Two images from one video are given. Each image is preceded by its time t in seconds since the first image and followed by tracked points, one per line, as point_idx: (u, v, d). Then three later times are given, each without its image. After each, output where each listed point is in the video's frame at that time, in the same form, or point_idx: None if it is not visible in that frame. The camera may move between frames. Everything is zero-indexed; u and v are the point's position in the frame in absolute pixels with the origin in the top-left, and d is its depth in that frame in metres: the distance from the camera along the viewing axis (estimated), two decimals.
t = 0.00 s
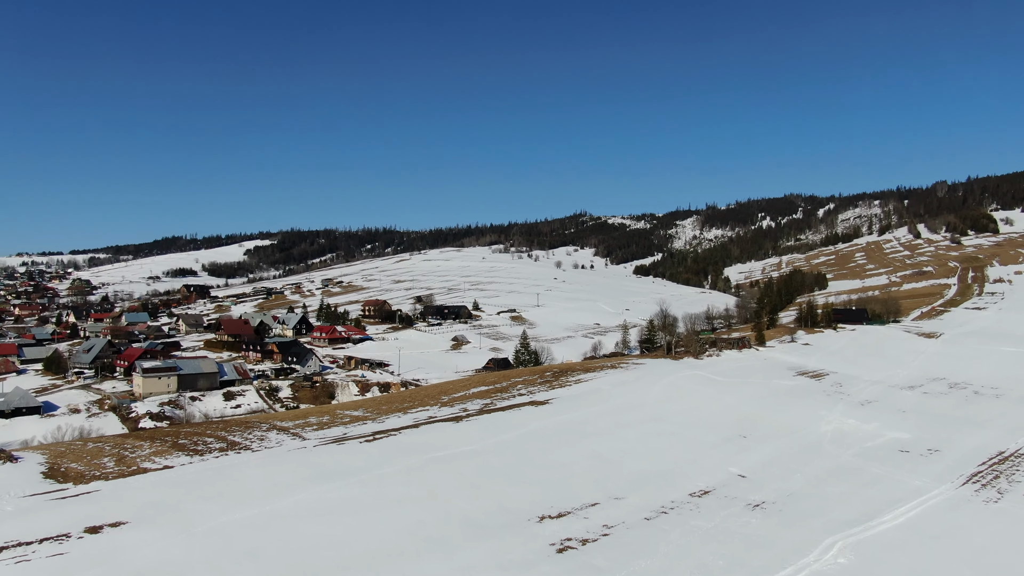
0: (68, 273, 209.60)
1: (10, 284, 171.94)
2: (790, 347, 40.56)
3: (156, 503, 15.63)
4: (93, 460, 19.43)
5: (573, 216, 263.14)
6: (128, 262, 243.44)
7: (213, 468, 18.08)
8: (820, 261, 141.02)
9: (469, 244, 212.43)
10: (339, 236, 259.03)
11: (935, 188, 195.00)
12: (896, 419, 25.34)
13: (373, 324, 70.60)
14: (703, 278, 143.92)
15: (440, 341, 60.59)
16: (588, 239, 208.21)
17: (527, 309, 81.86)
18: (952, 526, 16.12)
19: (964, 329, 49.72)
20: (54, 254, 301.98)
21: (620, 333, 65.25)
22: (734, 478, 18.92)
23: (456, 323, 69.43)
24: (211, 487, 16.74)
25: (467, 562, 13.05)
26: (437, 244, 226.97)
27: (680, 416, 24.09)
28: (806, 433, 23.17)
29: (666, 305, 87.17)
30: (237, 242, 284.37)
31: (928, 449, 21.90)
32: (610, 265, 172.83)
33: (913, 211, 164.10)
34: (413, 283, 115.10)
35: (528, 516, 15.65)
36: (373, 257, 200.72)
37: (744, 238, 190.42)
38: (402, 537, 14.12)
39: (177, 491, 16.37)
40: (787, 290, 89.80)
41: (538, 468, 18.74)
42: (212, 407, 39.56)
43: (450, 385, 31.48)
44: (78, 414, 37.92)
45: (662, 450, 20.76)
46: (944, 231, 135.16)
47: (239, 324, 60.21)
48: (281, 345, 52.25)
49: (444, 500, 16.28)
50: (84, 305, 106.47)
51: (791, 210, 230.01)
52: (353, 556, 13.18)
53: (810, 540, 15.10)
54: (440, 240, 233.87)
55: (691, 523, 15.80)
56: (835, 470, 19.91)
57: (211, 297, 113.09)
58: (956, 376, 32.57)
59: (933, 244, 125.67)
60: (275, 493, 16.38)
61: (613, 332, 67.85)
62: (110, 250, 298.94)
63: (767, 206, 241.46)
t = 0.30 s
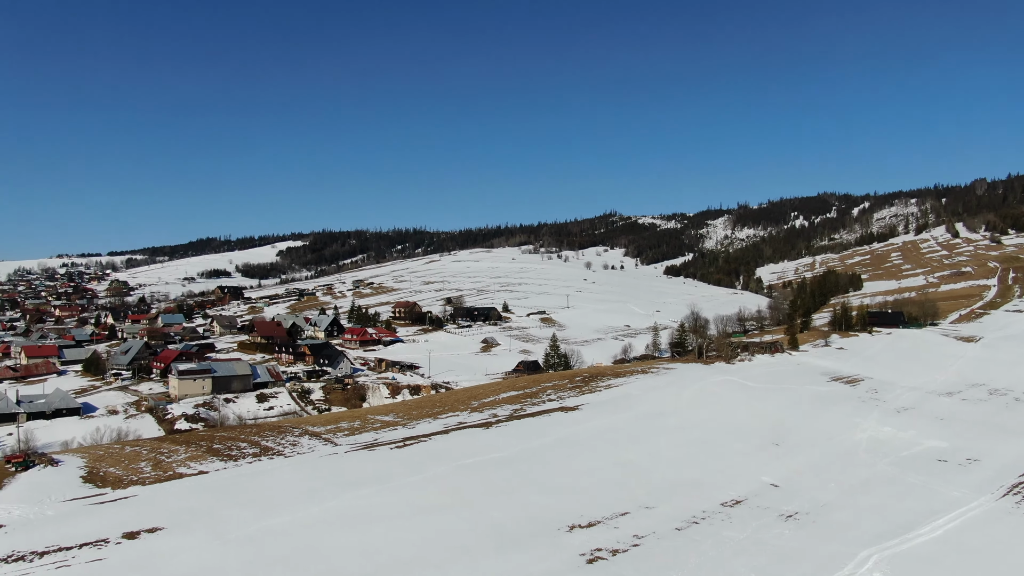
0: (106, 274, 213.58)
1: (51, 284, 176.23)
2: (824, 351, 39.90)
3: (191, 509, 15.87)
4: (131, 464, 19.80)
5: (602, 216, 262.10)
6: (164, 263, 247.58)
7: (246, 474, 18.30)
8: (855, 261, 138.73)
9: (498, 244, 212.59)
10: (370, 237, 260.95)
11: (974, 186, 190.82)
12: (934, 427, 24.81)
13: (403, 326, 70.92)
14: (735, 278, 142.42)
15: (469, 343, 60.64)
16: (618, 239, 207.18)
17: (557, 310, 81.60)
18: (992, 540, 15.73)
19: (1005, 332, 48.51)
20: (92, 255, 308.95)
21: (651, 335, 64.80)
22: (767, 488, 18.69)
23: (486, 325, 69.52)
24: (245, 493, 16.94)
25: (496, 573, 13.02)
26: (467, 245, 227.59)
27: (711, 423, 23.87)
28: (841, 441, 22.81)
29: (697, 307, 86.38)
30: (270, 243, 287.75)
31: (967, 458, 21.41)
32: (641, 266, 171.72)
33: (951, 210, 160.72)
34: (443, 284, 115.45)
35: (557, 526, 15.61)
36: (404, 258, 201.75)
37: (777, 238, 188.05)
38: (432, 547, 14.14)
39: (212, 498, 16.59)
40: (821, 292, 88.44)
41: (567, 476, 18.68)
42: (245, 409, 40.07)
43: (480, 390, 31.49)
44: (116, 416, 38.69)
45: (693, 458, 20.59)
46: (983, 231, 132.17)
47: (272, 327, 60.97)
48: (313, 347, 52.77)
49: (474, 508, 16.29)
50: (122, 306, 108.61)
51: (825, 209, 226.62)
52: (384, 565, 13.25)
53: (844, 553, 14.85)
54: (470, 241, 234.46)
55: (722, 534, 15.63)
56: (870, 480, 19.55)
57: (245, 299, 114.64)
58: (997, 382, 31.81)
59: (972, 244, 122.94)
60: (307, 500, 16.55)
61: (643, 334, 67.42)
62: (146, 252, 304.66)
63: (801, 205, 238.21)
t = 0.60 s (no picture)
0: (144, 276, 217.43)
1: (91, 286, 179.70)
2: (860, 355, 39.26)
3: (226, 515, 16.12)
4: (168, 469, 20.14)
5: (634, 216, 260.74)
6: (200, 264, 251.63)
7: (280, 480, 18.52)
8: (892, 261, 136.32)
9: (529, 245, 212.39)
10: (402, 237, 262.46)
11: (1017, 183, 186.39)
12: (975, 436, 24.24)
13: (435, 328, 71.15)
14: (769, 279, 140.86)
15: (500, 345, 60.66)
16: (650, 239, 205.96)
17: (588, 312, 81.31)
18: None
19: None
20: (130, 256, 314.85)
21: (683, 338, 64.33)
22: (801, 498, 18.45)
23: (517, 327, 69.53)
24: (279, 500, 17.15)
25: None
26: (498, 246, 228.03)
27: (744, 430, 23.62)
28: (877, 450, 22.41)
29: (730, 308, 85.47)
30: (303, 244, 290.82)
31: (1009, 469, 20.91)
32: (672, 266, 170.56)
33: (992, 208, 157.27)
34: (474, 286, 115.77)
35: (589, 535, 15.56)
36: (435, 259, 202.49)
37: (812, 237, 185.51)
38: (464, 555, 14.19)
39: (247, 503, 16.83)
40: (857, 293, 87.03)
41: (599, 485, 18.61)
42: (279, 411, 40.53)
43: (511, 394, 31.49)
44: (154, 417, 39.38)
45: (726, 467, 20.39)
46: None
47: (306, 328, 61.82)
48: (345, 349, 53.22)
49: (506, 516, 16.31)
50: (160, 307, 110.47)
51: (862, 208, 222.99)
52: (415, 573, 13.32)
53: (881, 566, 14.59)
54: (501, 241, 234.75)
55: (756, 546, 15.46)
56: (908, 491, 19.18)
57: (278, 300, 115.94)
58: None
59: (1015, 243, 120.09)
60: (340, 507, 16.70)
61: (675, 336, 66.98)
62: (182, 253, 309.54)
63: (836, 203, 234.77)
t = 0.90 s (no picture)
0: (182, 277, 221.26)
1: (131, 287, 183.36)
2: (899, 361, 38.45)
3: (262, 522, 16.32)
4: (205, 473, 20.45)
5: (666, 216, 258.99)
6: (236, 265, 255.25)
7: (314, 486, 18.72)
8: (932, 261, 133.59)
9: (561, 245, 212.01)
10: (433, 238, 263.68)
11: None
12: (1018, 445, 23.62)
13: (467, 330, 71.36)
14: (804, 279, 138.98)
15: (532, 348, 60.60)
16: (683, 239, 204.33)
17: (620, 314, 80.91)
18: None
19: None
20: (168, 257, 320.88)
21: (716, 340, 63.67)
22: (838, 509, 18.15)
23: (548, 329, 69.42)
24: (312, 507, 17.30)
25: None
26: (530, 246, 228.11)
27: (780, 438, 23.34)
28: (916, 459, 21.95)
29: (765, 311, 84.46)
30: (336, 245, 293.63)
31: None
32: (706, 267, 169.05)
33: None
34: (506, 287, 115.83)
35: (620, 545, 15.48)
36: (467, 260, 203.21)
37: (848, 236, 182.58)
38: (496, 565, 14.19)
39: (281, 510, 17.02)
40: (896, 294, 85.36)
41: (631, 493, 18.52)
42: (314, 414, 40.97)
43: (542, 399, 31.43)
44: (191, 419, 40.00)
45: (761, 476, 20.15)
46: None
47: (338, 330, 63.22)
48: (378, 352, 53.57)
49: (538, 526, 16.29)
50: (197, 308, 112.12)
51: (900, 206, 218.85)
52: None
53: None
54: (533, 242, 234.71)
55: (790, 559, 15.24)
56: (949, 503, 18.77)
57: (312, 301, 117.18)
58: None
59: None
60: (373, 514, 16.84)
61: (708, 339, 66.32)
62: (219, 254, 314.51)
63: (873, 202, 230.76)
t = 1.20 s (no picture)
0: (217, 278, 224.74)
1: (169, 287, 187.07)
2: (938, 366, 37.69)
3: (295, 528, 16.49)
4: (240, 478, 20.73)
5: (698, 215, 256.89)
6: (270, 266, 258.58)
7: (346, 493, 18.88)
8: (972, 261, 130.75)
9: (592, 245, 211.44)
10: (464, 238, 264.52)
11: None
12: None
13: (497, 332, 71.42)
14: (839, 280, 136.91)
15: (563, 350, 60.46)
16: (715, 239, 202.51)
17: (650, 315, 80.44)
18: None
19: None
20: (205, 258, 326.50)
21: (750, 343, 63.00)
22: (875, 521, 17.84)
23: (579, 331, 69.25)
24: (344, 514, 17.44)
25: None
26: (561, 246, 227.71)
27: (815, 447, 23.01)
28: (956, 469, 21.47)
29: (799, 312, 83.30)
30: (368, 246, 295.96)
31: None
32: (738, 267, 167.38)
33: None
34: (536, 288, 115.76)
35: (652, 556, 15.34)
36: (497, 261, 203.65)
37: (885, 236, 179.50)
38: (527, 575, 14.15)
39: (314, 517, 17.18)
40: (935, 296, 83.64)
41: (663, 502, 18.38)
42: (346, 416, 41.34)
43: (573, 405, 31.33)
44: (226, 420, 40.62)
45: (795, 485, 19.87)
46: None
47: (369, 332, 63.66)
48: (410, 354, 53.88)
49: (569, 535, 16.24)
50: (232, 309, 113.72)
51: (939, 205, 214.51)
52: None
53: None
54: (563, 242, 234.42)
55: (825, 572, 14.99)
56: (991, 515, 18.33)
57: (344, 302, 118.24)
58: None
59: None
60: (404, 521, 16.93)
61: (741, 341, 65.67)
62: (253, 255, 319.02)
63: (911, 200, 226.51)
